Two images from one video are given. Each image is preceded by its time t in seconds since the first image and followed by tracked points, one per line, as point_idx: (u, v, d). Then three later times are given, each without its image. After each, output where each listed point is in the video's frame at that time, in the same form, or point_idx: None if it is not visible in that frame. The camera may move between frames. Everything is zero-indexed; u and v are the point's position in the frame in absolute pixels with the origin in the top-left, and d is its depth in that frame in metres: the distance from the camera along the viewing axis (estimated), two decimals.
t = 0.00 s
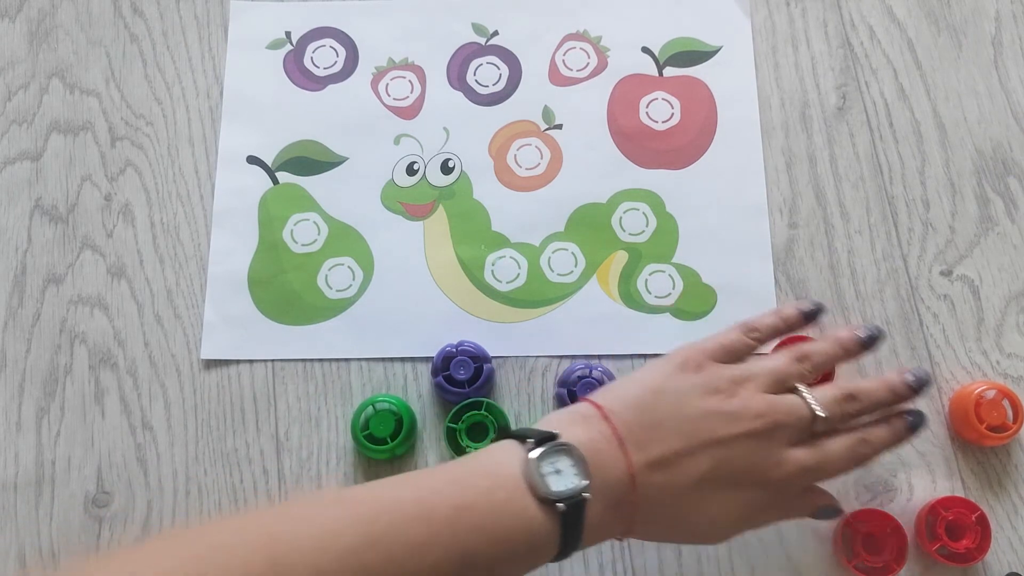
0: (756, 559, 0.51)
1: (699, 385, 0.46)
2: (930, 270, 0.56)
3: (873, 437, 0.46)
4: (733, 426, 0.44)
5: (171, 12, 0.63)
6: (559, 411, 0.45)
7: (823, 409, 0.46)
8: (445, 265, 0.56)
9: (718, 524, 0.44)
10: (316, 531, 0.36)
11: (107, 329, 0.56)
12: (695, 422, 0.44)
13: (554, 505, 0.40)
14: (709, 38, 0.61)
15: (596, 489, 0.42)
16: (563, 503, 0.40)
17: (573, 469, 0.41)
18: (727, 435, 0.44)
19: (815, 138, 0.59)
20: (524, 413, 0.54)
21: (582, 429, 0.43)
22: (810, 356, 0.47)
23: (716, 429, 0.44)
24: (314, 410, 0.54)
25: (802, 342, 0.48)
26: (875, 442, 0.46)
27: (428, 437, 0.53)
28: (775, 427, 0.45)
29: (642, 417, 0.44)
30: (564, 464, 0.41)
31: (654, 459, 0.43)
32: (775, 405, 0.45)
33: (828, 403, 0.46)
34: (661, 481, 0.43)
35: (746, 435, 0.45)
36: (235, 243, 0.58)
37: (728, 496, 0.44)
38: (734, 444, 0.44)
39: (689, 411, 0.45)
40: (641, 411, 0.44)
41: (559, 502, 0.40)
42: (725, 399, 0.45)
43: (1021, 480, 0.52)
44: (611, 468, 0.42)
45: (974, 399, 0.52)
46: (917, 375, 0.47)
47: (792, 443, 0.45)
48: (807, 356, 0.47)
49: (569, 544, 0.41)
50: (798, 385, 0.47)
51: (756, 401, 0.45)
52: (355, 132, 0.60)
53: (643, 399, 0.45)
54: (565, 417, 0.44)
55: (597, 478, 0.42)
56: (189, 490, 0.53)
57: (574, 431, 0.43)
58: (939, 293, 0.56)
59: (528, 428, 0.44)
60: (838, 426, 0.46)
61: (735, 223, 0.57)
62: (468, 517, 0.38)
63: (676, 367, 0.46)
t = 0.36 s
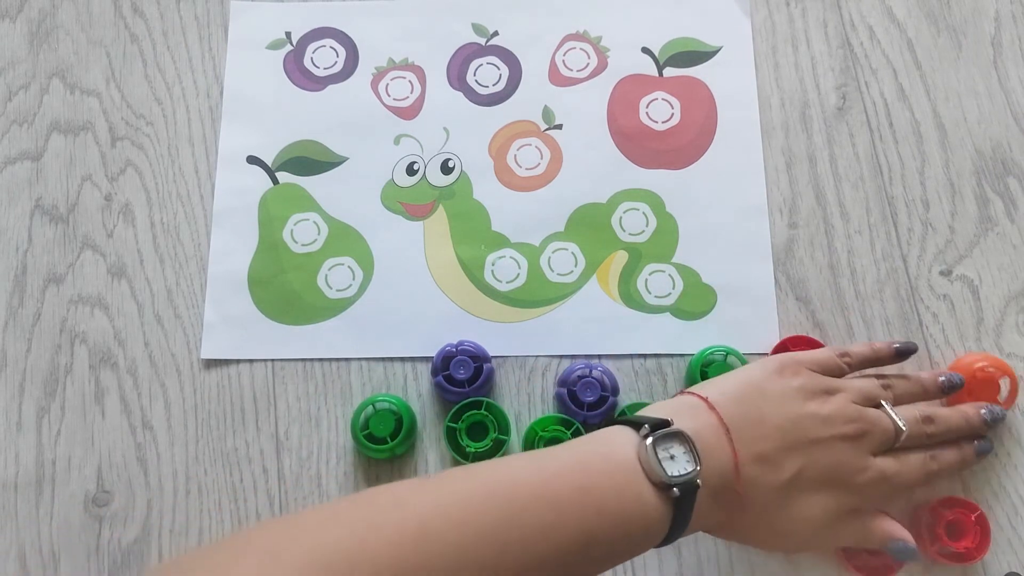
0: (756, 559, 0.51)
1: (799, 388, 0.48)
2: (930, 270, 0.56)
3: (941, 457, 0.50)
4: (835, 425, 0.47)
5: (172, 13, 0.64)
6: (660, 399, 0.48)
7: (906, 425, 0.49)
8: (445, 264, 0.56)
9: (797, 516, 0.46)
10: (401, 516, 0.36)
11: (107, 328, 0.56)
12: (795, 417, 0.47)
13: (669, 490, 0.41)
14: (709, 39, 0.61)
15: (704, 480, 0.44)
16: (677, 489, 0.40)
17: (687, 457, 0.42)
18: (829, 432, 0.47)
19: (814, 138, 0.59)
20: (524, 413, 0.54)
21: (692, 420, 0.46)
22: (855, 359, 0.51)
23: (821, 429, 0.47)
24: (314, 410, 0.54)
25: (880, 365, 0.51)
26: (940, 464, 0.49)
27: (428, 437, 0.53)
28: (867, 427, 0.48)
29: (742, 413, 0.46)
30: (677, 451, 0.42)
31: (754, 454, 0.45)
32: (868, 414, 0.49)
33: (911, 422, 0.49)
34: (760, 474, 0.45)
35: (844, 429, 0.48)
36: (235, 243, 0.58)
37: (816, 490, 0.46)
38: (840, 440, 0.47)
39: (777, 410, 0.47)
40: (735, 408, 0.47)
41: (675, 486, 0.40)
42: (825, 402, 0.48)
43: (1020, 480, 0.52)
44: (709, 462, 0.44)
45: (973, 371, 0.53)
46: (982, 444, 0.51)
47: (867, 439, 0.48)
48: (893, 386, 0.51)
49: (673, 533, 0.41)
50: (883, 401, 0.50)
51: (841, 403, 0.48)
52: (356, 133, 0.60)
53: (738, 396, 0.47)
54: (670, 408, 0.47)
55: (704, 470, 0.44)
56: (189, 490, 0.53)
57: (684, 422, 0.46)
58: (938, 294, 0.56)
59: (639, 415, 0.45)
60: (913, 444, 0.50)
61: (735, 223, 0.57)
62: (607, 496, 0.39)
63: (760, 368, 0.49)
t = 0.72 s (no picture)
0: (757, 559, 0.51)
1: (755, 368, 0.47)
2: (930, 270, 0.56)
3: (913, 419, 0.48)
4: (796, 401, 0.46)
5: (171, 12, 0.63)
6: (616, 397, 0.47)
7: (873, 384, 0.48)
8: (445, 265, 0.56)
9: (767, 498, 0.44)
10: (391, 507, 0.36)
11: (107, 328, 0.56)
12: (751, 400, 0.45)
13: (619, 481, 0.40)
14: (710, 39, 0.61)
15: (658, 467, 0.42)
16: (627, 480, 0.40)
17: (636, 448, 0.41)
18: (789, 409, 0.46)
19: (815, 138, 0.59)
20: (524, 414, 0.54)
21: (643, 412, 0.45)
22: (812, 322, 0.50)
23: (781, 407, 0.46)
24: (314, 410, 0.54)
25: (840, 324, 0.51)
26: (916, 421, 0.48)
27: (428, 437, 0.53)
28: (830, 398, 0.46)
29: (695, 400, 0.45)
30: (626, 443, 0.41)
31: (714, 440, 0.44)
32: (830, 384, 0.47)
33: (879, 381, 0.49)
34: (717, 463, 0.43)
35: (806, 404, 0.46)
36: (235, 243, 0.58)
37: (783, 469, 0.45)
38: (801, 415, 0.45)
39: (733, 395, 0.45)
40: (688, 395, 0.45)
41: (625, 477, 0.40)
42: (782, 378, 0.47)
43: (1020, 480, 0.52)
44: (665, 454, 0.43)
45: (914, 304, 0.54)
46: (957, 394, 0.50)
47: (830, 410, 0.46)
48: (857, 348, 0.50)
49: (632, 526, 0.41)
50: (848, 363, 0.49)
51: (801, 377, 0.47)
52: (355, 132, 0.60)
53: (691, 382, 0.46)
54: (624, 401, 0.46)
55: (657, 460, 0.43)
56: (189, 490, 0.53)
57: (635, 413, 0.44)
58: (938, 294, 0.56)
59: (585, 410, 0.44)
60: (884, 406, 0.49)
61: (735, 223, 0.57)
62: (569, 492, 0.39)
63: (713, 353, 0.48)
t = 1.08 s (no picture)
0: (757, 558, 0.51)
1: (686, 447, 0.49)
2: (930, 270, 0.56)
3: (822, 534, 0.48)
4: (709, 495, 0.48)
5: (172, 12, 0.63)
6: (536, 423, 0.49)
7: (786, 515, 0.48)
8: (445, 264, 0.56)
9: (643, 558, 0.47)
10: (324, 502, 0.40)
11: (107, 328, 0.56)
12: (664, 469, 0.48)
13: (516, 519, 0.43)
14: (709, 39, 0.61)
15: (555, 511, 0.45)
16: (524, 520, 0.43)
17: (541, 488, 0.43)
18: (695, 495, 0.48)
19: (815, 138, 0.59)
20: (523, 414, 0.54)
21: (558, 447, 0.47)
22: (759, 442, 0.50)
23: (692, 494, 0.48)
24: (314, 410, 0.54)
25: (785, 461, 0.50)
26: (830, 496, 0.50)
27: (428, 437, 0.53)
28: (744, 509, 0.48)
29: (612, 451, 0.47)
30: (533, 482, 0.43)
31: (614, 487, 0.47)
32: (749, 495, 0.48)
33: (792, 517, 0.48)
34: (613, 512, 0.46)
35: (716, 498, 0.48)
36: (234, 243, 0.58)
37: (665, 549, 0.47)
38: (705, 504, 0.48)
39: (648, 458, 0.48)
40: (607, 449, 0.47)
41: (521, 517, 0.43)
42: (708, 468, 0.49)
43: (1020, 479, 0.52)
44: (563, 497, 0.46)
45: (913, 305, 0.53)
46: (886, 532, 0.48)
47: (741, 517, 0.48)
48: (790, 475, 0.50)
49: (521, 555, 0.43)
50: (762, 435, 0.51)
51: (725, 477, 0.48)
52: (355, 132, 0.60)
53: (616, 443, 0.48)
54: (540, 431, 0.47)
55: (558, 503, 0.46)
56: (189, 490, 0.53)
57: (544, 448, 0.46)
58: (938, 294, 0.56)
59: (505, 437, 0.46)
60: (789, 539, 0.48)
61: (735, 223, 0.57)
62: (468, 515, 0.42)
63: (657, 418, 0.49)
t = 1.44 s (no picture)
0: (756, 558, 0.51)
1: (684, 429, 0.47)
2: (930, 270, 0.56)
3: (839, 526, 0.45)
4: (716, 477, 0.45)
5: (171, 12, 0.63)
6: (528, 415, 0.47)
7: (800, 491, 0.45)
8: (445, 264, 0.56)
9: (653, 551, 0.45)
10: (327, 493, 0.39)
11: (107, 329, 0.56)
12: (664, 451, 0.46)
13: (511, 510, 0.41)
14: (709, 39, 0.61)
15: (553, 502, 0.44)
16: (520, 511, 0.41)
17: (535, 479, 0.42)
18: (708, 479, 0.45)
19: (815, 138, 0.59)
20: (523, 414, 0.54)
21: (552, 438, 0.45)
22: (769, 400, 0.49)
23: (693, 477, 0.45)
24: (314, 410, 0.54)
25: (798, 414, 0.49)
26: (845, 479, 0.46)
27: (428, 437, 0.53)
28: (749, 490, 0.45)
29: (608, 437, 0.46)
30: (528, 473, 0.42)
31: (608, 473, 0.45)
32: (756, 473, 0.45)
33: (809, 489, 0.45)
34: (614, 502, 0.45)
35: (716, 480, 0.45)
36: (234, 243, 0.58)
37: (675, 536, 0.45)
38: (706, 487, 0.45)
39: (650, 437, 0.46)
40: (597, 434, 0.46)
41: (514, 507, 0.41)
42: (709, 449, 0.46)
43: (1020, 479, 0.52)
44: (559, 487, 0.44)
45: (913, 305, 0.53)
46: (908, 489, 0.46)
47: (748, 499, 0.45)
48: (807, 441, 0.47)
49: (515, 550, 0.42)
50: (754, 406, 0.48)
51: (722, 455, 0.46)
52: (355, 132, 0.60)
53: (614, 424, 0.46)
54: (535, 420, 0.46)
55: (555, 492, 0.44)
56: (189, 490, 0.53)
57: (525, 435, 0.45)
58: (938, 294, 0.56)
59: (500, 428, 0.45)
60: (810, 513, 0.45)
61: (735, 223, 0.57)
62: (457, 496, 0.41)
63: (648, 398, 0.47)
